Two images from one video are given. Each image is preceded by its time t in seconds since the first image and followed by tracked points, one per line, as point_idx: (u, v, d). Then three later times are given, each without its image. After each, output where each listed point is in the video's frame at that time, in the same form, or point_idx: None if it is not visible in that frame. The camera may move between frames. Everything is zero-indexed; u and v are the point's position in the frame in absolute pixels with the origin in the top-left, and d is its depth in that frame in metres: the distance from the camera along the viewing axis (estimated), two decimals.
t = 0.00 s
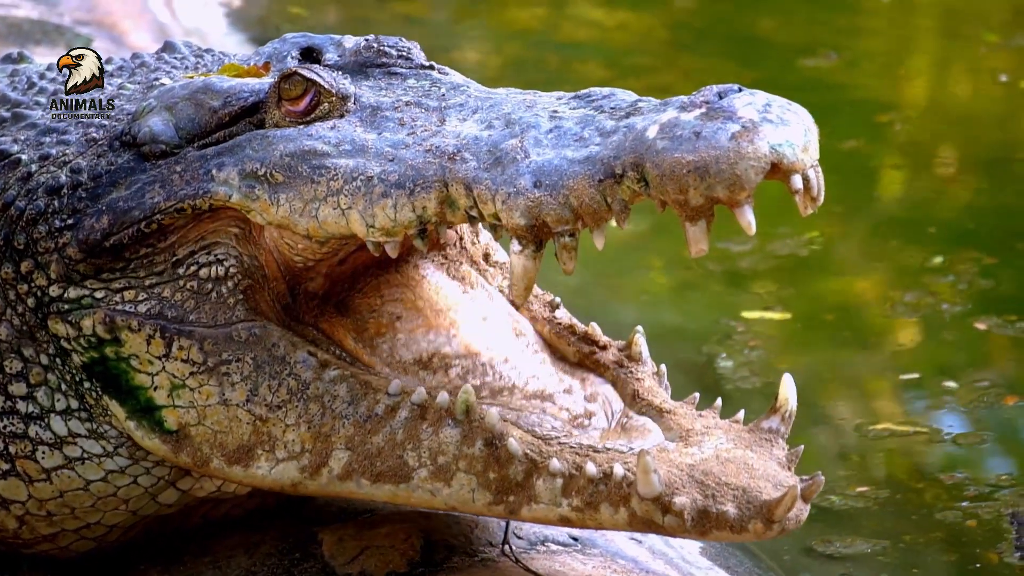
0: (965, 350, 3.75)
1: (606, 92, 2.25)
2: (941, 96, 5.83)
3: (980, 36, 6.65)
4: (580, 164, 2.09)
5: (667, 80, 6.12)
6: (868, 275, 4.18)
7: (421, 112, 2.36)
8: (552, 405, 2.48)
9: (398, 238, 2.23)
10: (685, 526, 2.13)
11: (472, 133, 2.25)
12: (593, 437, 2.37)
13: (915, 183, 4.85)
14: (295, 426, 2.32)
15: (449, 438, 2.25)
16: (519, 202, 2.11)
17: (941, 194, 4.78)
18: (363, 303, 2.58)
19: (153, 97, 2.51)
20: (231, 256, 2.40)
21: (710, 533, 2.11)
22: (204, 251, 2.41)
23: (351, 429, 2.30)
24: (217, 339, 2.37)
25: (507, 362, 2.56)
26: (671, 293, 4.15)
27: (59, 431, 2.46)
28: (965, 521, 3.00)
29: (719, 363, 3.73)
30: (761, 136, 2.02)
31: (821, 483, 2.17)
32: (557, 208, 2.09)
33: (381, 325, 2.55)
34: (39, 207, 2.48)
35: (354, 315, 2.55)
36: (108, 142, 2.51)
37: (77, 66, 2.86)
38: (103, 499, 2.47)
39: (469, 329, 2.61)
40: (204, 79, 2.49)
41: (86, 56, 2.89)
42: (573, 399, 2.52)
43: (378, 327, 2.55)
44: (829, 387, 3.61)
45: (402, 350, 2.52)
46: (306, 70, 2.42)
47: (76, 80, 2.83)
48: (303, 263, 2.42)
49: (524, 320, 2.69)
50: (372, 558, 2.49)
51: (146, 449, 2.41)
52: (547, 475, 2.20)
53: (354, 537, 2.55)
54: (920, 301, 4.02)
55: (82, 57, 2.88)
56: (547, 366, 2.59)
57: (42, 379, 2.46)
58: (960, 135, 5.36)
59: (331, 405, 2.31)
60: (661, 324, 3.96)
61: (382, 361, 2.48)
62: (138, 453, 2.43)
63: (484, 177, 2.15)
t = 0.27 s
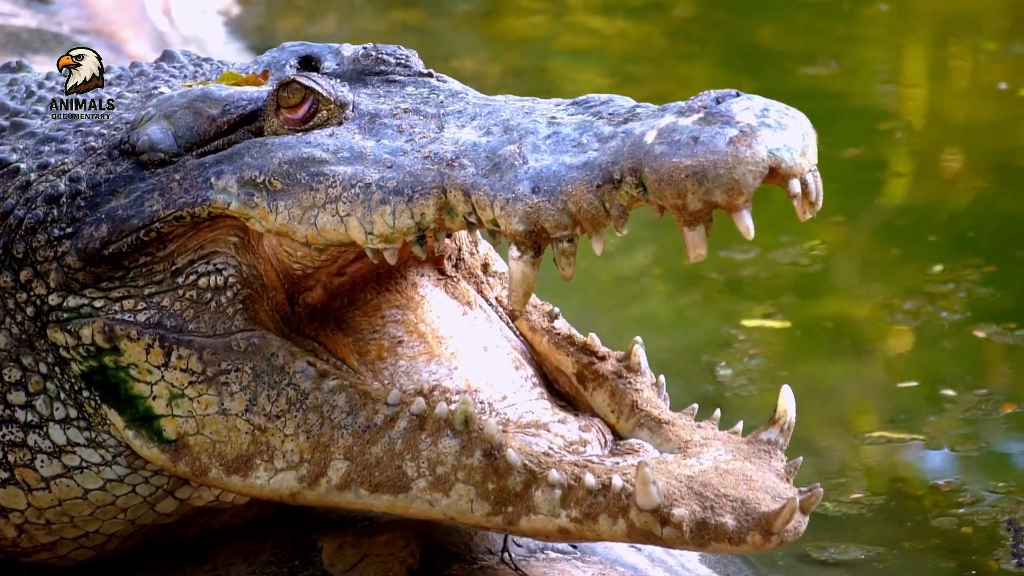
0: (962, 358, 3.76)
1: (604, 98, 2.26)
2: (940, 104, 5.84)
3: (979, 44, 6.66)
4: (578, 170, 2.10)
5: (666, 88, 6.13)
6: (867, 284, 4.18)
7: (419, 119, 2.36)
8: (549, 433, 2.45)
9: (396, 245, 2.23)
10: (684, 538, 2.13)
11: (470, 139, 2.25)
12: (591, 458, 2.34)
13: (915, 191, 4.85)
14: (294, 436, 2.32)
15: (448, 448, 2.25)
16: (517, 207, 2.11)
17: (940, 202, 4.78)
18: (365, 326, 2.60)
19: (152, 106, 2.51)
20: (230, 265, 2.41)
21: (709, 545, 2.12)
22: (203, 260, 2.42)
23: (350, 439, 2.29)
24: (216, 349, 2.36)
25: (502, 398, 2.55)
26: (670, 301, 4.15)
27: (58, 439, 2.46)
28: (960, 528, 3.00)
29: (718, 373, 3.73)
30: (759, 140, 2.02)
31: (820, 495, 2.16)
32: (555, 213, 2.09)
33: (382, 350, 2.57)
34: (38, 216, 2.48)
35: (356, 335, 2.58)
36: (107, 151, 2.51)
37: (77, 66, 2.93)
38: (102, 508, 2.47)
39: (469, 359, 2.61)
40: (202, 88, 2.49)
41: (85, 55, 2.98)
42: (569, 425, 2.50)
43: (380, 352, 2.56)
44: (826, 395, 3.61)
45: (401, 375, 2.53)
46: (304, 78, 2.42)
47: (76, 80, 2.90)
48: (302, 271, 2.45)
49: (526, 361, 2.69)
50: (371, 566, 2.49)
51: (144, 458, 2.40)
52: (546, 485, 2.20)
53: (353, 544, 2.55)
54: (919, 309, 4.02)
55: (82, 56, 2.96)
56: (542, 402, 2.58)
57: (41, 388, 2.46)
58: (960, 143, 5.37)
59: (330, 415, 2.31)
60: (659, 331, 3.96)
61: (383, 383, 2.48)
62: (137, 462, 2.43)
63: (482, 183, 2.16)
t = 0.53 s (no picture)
0: (962, 367, 3.76)
1: (603, 103, 2.26)
2: (940, 112, 5.85)
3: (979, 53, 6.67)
4: (577, 174, 2.10)
5: (666, 96, 6.13)
6: (867, 291, 4.19)
7: (418, 125, 2.37)
8: (549, 442, 2.44)
9: (396, 251, 2.23)
10: (684, 546, 2.12)
11: (469, 145, 2.25)
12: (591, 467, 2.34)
13: (915, 200, 4.86)
14: (294, 444, 2.31)
15: (448, 457, 2.24)
16: (516, 212, 2.11)
17: (941, 210, 4.79)
18: (365, 334, 2.59)
19: (151, 114, 2.51)
20: (230, 273, 2.41)
21: (709, 553, 2.11)
22: (203, 269, 2.42)
23: (350, 448, 2.29)
24: (216, 357, 2.36)
25: (503, 408, 2.55)
26: (670, 308, 4.15)
27: (58, 448, 2.45)
28: (958, 536, 3.00)
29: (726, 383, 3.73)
30: (757, 144, 2.02)
31: (819, 503, 2.18)
32: (554, 218, 2.09)
33: (382, 359, 2.56)
34: (37, 224, 2.48)
35: (356, 344, 2.57)
36: (107, 159, 2.51)
37: (77, 67, 3.02)
38: (102, 517, 2.47)
39: (469, 368, 2.61)
40: (201, 95, 2.49)
41: (86, 58, 3.06)
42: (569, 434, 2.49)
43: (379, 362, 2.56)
44: (826, 403, 3.61)
45: (402, 384, 2.53)
46: (303, 85, 2.42)
47: (76, 80, 2.97)
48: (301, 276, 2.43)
49: (526, 371, 2.69)
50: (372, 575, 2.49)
51: (144, 467, 2.40)
52: (546, 494, 2.20)
53: (353, 552, 2.54)
54: (924, 318, 4.01)
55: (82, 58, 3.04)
56: (542, 411, 2.59)
57: (42, 397, 2.46)
58: (960, 151, 5.37)
59: (330, 423, 2.31)
60: (659, 339, 3.96)
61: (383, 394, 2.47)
62: (137, 471, 2.43)
63: (481, 189, 2.16)
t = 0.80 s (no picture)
0: (971, 374, 3.76)
1: (610, 108, 2.26)
2: (948, 119, 5.84)
3: (987, 60, 6.67)
4: (584, 178, 2.10)
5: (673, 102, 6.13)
6: (876, 298, 4.18)
7: (425, 130, 2.37)
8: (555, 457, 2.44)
9: (403, 256, 2.23)
10: (691, 557, 2.12)
11: (476, 150, 2.25)
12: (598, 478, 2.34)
13: (923, 206, 4.86)
14: (301, 452, 2.31)
15: (455, 466, 2.25)
16: (523, 217, 2.11)
17: (949, 217, 4.78)
18: (374, 348, 2.58)
19: (158, 121, 2.52)
20: (237, 281, 2.41)
21: (716, 564, 2.11)
22: (210, 276, 2.43)
23: (357, 456, 2.29)
24: (224, 365, 2.36)
25: (509, 423, 2.56)
26: (677, 314, 4.15)
27: (66, 455, 2.46)
28: (968, 542, 2.99)
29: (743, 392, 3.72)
30: (763, 147, 2.02)
31: (828, 514, 2.16)
32: (561, 222, 2.09)
33: (390, 371, 2.55)
34: (45, 231, 2.48)
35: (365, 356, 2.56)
36: (115, 166, 2.52)
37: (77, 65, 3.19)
38: (109, 524, 2.47)
39: (476, 381, 2.61)
40: (208, 102, 2.50)
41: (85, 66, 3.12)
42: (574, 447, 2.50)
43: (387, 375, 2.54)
44: (834, 409, 3.60)
45: (410, 397, 2.51)
46: (310, 91, 2.42)
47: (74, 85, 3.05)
48: (308, 282, 2.45)
49: (533, 386, 2.69)
50: None
51: (152, 474, 2.40)
52: (553, 503, 2.20)
53: (361, 557, 2.54)
54: (938, 326, 4.01)
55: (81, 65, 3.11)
56: (548, 427, 2.58)
57: (49, 403, 2.46)
58: (969, 158, 5.37)
59: (337, 432, 2.31)
60: (667, 345, 3.96)
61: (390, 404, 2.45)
62: (144, 478, 2.43)
63: (488, 193, 2.16)
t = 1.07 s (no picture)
0: (978, 369, 3.75)
1: (615, 102, 2.25)
2: (955, 113, 5.83)
3: (994, 54, 6.65)
4: (589, 172, 2.10)
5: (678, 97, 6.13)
6: (882, 293, 4.18)
7: (430, 124, 2.37)
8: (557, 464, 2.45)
9: (408, 250, 2.23)
10: (696, 556, 2.12)
11: (481, 143, 2.25)
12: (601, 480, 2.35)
13: (929, 201, 4.85)
14: (306, 448, 2.32)
15: (460, 463, 2.25)
16: (528, 210, 2.11)
17: (956, 212, 4.78)
18: (380, 347, 2.59)
19: (164, 115, 2.52)
20: (242, 276, 2.42)
21: (720, 563, 2.11)
22: (216, 272, 2.43)
23: (362, 452, 2.29)
24: (229, 361, 2.37)
25: (513, 429, 2.55)
26: (682, 309, 4.14)
27: (70, 449, 2.46)
28: (975, 538, 2.99)
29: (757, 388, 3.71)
30: (769, 140, 2.02)
31: (832, 514, 2.17)
32: (566, 216, 2.09)
33: (395, 371, 2.56)
34: (50, 226, 2.49)
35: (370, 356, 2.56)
36: (120, 161, 2.52)
37: (77, 68, 3.10)
38: (114, 518, 2.47)
39: (480, 384, 2.61)
40: (213, 97, 2.50)
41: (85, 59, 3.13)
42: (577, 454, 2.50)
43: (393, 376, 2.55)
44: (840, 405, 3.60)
45: (415, 399, 2.52)
46: (314, 85, 2.43)
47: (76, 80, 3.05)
48: (313, 276, 2.45)
49: (538, 388, 2.69)
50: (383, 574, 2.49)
51: (157, 469, 2.40)
52: (557, 501, 2.20)
53: (365, 551, 2.54)
54: (947, 321, 4.01)
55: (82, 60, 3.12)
56: (551, 432, 2.58)
57: (54, 397, 2.47)
58: (975, 152, 5.36)
59: (342, 428, 2.31)
60: (672, 340, 3.95)
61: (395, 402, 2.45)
62: (148, 473, 2.43)
63: (493, 187, 2.16)
